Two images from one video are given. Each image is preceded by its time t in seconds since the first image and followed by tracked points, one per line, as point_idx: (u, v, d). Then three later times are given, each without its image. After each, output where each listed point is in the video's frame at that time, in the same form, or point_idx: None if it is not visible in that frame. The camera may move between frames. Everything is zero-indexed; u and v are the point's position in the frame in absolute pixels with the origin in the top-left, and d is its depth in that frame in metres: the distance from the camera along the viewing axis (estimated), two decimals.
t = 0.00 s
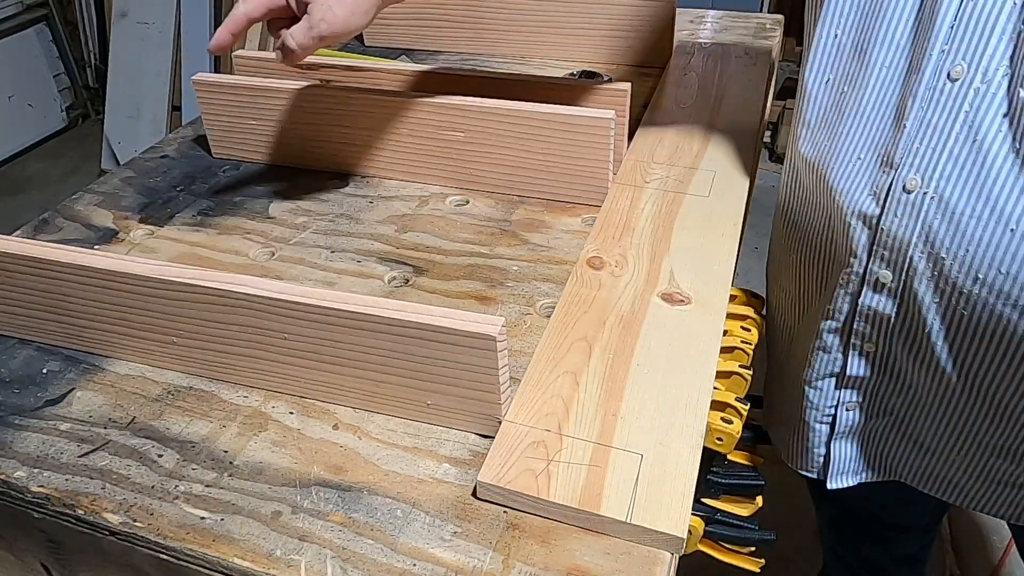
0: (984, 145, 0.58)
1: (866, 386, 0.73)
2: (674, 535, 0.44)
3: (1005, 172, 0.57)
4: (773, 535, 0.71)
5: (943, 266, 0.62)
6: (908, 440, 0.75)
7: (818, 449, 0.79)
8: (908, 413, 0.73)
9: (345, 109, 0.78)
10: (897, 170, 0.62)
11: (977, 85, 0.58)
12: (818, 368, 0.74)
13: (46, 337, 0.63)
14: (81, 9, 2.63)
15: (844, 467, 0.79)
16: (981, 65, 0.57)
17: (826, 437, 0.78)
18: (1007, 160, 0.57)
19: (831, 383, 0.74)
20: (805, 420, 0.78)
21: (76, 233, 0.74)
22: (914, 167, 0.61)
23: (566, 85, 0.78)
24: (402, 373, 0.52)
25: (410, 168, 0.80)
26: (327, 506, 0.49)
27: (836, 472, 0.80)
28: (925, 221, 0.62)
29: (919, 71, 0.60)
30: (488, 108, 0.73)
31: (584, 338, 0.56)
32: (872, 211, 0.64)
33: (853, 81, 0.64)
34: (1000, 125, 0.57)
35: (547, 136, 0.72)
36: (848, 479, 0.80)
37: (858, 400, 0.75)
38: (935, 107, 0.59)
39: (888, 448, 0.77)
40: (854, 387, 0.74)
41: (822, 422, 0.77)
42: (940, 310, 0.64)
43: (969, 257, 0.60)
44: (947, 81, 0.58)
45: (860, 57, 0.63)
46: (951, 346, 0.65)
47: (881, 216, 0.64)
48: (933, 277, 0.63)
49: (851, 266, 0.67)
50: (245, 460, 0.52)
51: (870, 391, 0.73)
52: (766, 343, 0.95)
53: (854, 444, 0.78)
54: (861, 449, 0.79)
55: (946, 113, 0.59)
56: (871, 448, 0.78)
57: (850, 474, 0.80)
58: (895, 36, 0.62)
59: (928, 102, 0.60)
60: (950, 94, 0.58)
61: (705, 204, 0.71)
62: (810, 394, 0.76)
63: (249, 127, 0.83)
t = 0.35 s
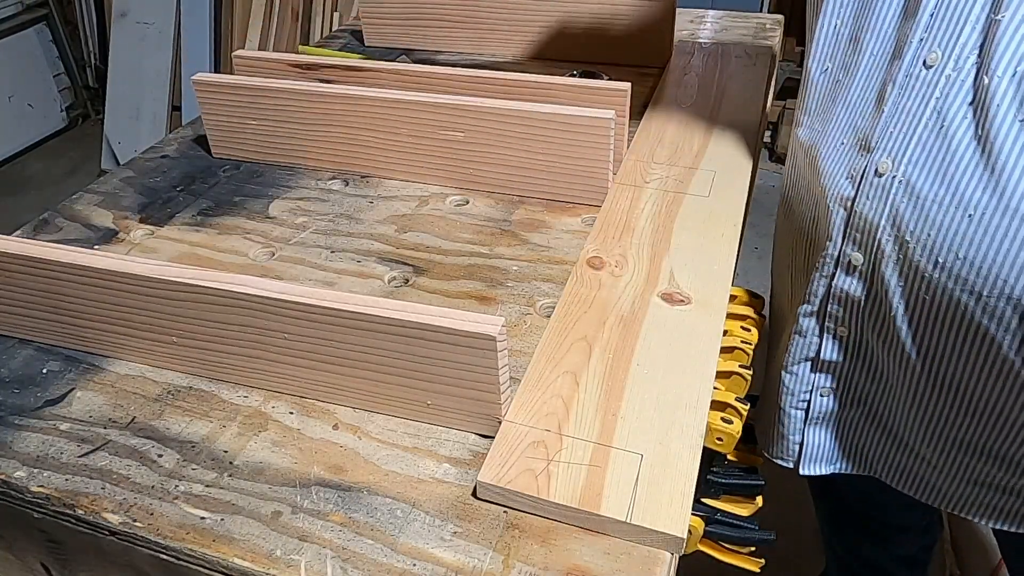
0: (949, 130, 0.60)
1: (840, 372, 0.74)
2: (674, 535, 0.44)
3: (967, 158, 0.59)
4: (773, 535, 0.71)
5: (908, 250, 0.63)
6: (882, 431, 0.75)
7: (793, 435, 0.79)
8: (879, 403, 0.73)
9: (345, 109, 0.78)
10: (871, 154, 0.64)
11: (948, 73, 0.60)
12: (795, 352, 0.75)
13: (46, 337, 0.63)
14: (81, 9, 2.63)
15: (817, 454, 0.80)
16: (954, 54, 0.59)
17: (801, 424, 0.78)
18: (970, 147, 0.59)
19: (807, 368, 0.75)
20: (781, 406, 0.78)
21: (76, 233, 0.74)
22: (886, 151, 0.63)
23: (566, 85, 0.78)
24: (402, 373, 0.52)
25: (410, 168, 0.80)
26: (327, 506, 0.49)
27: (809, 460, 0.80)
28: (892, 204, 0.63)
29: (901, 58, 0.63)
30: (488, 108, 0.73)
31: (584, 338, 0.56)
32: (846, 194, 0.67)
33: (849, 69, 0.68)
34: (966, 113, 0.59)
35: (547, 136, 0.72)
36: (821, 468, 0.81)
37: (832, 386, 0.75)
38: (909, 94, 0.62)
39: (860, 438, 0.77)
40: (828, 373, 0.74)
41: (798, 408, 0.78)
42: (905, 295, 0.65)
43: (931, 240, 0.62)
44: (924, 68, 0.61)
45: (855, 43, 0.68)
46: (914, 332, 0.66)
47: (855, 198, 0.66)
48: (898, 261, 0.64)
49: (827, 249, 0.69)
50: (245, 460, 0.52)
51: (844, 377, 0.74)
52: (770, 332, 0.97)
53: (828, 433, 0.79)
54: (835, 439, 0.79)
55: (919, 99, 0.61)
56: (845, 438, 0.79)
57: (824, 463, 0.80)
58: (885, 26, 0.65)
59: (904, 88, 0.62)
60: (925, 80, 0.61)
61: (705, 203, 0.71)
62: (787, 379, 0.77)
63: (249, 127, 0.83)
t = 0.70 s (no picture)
0: (936, 122, 0.60)
1: (826, 362, 0.74)
2: (674, 536, 0.44)
3: (951, 150, 0.59)
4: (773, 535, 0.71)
5: (892, 240, 0.63)
6: (867, 423, 0.75)
7: (778, 425, 0.79)
8: (865, 394, 0.74)
9: (345, 109, 0.78)
10: (862, 145, 0.65)
11: (938, 64, 0.60)
12: (783, 342, 0.75)
13: (46, 337, 0.63)
14: (81, 9, 2.63)
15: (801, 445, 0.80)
16: (945, 45, 0.59)
17: (786, 413, 0.78)
18: (955, 138, 0.59)
19: (794, 358, 0.75)
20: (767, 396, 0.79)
21: (76, 233, 0.74)
22: (876, 141, 0.63)
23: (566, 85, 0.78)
24: (402, 373, 0.52)
25: (410, 168, 0.80)
26: (327, 506, 0.49)
27: (794, 450, 0.80)
28: (878, 194, 0.63)
29: (895, 49, 0.63)
30: (488, 108, 0.73)
31: (584, 338, 0.56)
32: (838, 183, 0.68)
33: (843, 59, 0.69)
34: (954, 105, 0.59)
35: (547, 136, 0.72)
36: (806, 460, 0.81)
37: (817, 376, 0.76)
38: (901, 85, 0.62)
39: (846, 430, 0.77)
40: (815, 364, 0.75)
41: (784, 398, 0.78)
42: (888, 287, 0.65)
43: (914, 231, 0.61)
44: (916, 59, 0.61)
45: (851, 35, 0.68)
46: (897, 323, 0.65)
47: (845, 187, 0.66)
48: (882, 251, 0.64)
49: (817, 240, 0.70)
50: (245, 460, 0.52)
51: (830, 368, 0.74)
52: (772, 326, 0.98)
53: (813, 425, 0.79)
54: (820, 430, 0.79)
55: (910, 89, 0.61)
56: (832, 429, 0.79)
57: (808, 456, 0.81)
58: (880, 17, 0.66)
59: (897, 79, 0.63)
60: (916, 72, 0.61)
61: (705, 203, 0.71)
62: (775, 368, 0.77)
63: (249, 127, 0.83)
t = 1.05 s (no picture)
0: (932, 121, 0.60)
1: (821, 360, 0.74)
2: (674, 535, 0.44)
3: (947, 150, 0.59)
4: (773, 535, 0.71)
5: (888, 238, 0.63)
6: (863, 421, 0.75)
7: (774, 422, 0.79)
8: (861, 392, 0.74)
9: (345, 109, 0.78)
10: (860, 143, 0.65)
11: (936, 63, 0.60)
12: (779, 339, 0.75)
13: (46, 337, 0.63)
14: (81, 9, 2.63)
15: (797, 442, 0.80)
16: (943, 44, 0.59)
17: (782, 411, 0.78)
18: (950, 138, 0.59)
19: (790, 356, 0.75)
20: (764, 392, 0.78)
21: (76, 233, 0.74)
22: (873, 139, 0.64)
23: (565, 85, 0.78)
24: (402, 373, 0.52)
25: (410, 168, 0.80)
26: (327, 506, 0.49)
27: (790, 448, 0.80)
28: (875, 193, 0.63)
29: (894, 47, 0.63)
30: (488, 108, 0.73)
31: (584, 338, 0.56)
32: (835, 181, 0.68)
33: (843, 57, 0.69)
34: (949, 104, 0.59)
35: (547, 136, 0.72)
36: (802, 457, 0.81)
37: (813, 374, 0.76)
38: (898, 83, 0.62)
39: (841, 427, 0.77)
40: (811, 361, 0.75)
41: (780, 395, 0.78)
42: (883, 285, 0.65)
43: (909, 229, 0.61)
44: (915, 58, 0.61)
45: (851, 34, 0.68)
46: (892, 322, 0.65)
47: (842, 184, 0.67)
48: (877, 248, 0.64)
49: (814, 237, 0.70)
50: (245, 460, 0.52)
51: (826, 366, 0.74)
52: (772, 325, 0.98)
53: (809, 422, 0.79)
54: (815, 428, 0.79)
55: (908, 88, 0.61)
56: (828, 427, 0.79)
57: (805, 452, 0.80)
58: (880, 16, 0.66)
59: (895, 78, 0.63)
60: (914, 71, 0.61)
61: (705, 203, 0.71)
62: (771, 365, 0.77)
63: (249, 127, 0.83)
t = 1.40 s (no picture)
0: (932, 120, 0.60)
1: (819, 361, 0.74)
2: (674, 535, 0.44)
3: (948, 149, 0.59)
4: (773, 535, 0.71)
5: (887, 238, 0.63)
6: (860, 421, 0.75)
7: (771, 423, 0.79)
8: (859, 392, 0.74)
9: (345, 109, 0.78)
10: (861, 142, 0.65)
11: (936, 62, 0.60)
12: (777, 339, 0.75)
13: (46, 337, 0.63)
14: (81, 10, 2.63)
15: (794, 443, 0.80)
16: (945, 43, 0.59)
17: (779, 411, 0.79)
18: (951, 137, 0.59)
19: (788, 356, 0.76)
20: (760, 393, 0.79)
21: (76, 233, 0.74)
22: (873, 139, 0.64)
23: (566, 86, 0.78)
24: (402, 373, 0.52)
25: (410, 168, 0.80)
26: (327, 506, 0.49)
27: (787, 449, 0.81)
28: (875, 192, 0.64)
29: (895, 46, 0.64)
30: (488, 108, 0.73)
31: (584, 338, 0.56)
32: (836, 180, 0.68)
33: (846, 57, 0.70)
34: (949, 104, 0.59)
35: (548, 136, 0.72)
36: (798, 457, 0.81)
37: (811, 374, 0.76)
38: (899, 82, 0.63)
39: (838, 428, 0.78)
40: (808, 361, 0.75)
41: (777, 396, 0.78)
42: (883, 284, 0.65)
43: (909, 229, 0.62)
44: (916, 57, 0.62)
45: (854, 33, 0.69)
46: (891, 322, 0.65)
47: (842, 184, 0.67)
48: (876, 248, 0.64)
49: (813, 236, 0.70)
50: (245, 460, 0.52)
51: (825, 365, 0.75)
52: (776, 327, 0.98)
53: (806, 422, 0.79)
54: (812, 428, 0.80)
55: (908, 87, 0.62)
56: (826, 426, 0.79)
57: (801, 452, 0.81)
58: (882, 16, 0.66)
59: (896, 77, 0.63)
60: (915, 69, 0.62)
61: (705, 203, 0.71)
62: (769, 366, 0.77)
63: (249, 127, 0.83)
